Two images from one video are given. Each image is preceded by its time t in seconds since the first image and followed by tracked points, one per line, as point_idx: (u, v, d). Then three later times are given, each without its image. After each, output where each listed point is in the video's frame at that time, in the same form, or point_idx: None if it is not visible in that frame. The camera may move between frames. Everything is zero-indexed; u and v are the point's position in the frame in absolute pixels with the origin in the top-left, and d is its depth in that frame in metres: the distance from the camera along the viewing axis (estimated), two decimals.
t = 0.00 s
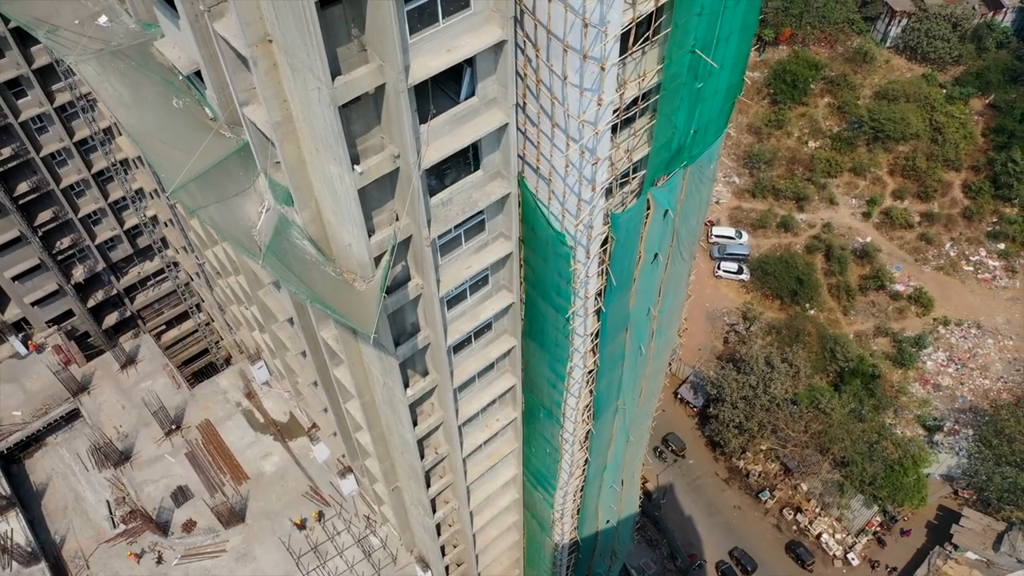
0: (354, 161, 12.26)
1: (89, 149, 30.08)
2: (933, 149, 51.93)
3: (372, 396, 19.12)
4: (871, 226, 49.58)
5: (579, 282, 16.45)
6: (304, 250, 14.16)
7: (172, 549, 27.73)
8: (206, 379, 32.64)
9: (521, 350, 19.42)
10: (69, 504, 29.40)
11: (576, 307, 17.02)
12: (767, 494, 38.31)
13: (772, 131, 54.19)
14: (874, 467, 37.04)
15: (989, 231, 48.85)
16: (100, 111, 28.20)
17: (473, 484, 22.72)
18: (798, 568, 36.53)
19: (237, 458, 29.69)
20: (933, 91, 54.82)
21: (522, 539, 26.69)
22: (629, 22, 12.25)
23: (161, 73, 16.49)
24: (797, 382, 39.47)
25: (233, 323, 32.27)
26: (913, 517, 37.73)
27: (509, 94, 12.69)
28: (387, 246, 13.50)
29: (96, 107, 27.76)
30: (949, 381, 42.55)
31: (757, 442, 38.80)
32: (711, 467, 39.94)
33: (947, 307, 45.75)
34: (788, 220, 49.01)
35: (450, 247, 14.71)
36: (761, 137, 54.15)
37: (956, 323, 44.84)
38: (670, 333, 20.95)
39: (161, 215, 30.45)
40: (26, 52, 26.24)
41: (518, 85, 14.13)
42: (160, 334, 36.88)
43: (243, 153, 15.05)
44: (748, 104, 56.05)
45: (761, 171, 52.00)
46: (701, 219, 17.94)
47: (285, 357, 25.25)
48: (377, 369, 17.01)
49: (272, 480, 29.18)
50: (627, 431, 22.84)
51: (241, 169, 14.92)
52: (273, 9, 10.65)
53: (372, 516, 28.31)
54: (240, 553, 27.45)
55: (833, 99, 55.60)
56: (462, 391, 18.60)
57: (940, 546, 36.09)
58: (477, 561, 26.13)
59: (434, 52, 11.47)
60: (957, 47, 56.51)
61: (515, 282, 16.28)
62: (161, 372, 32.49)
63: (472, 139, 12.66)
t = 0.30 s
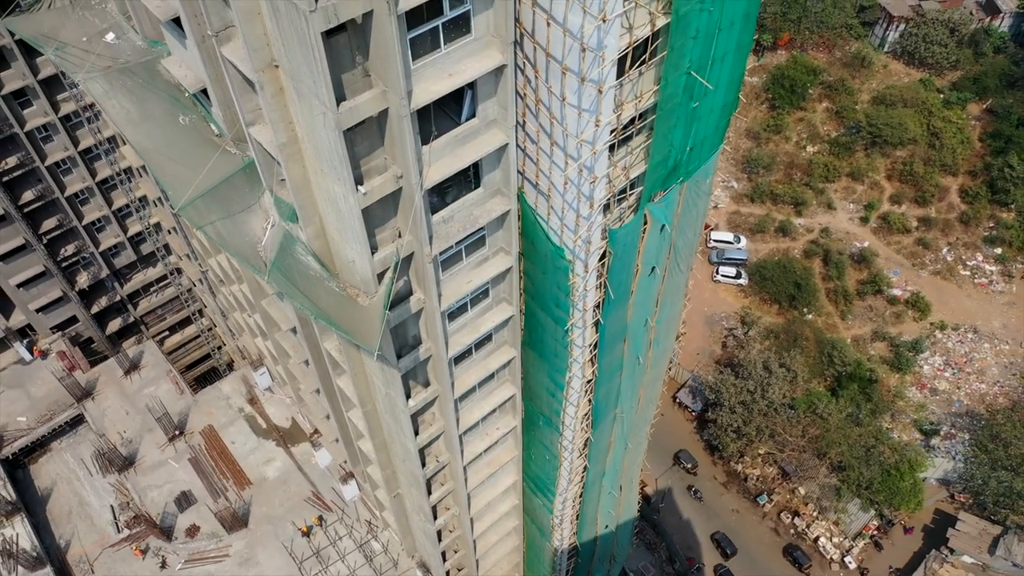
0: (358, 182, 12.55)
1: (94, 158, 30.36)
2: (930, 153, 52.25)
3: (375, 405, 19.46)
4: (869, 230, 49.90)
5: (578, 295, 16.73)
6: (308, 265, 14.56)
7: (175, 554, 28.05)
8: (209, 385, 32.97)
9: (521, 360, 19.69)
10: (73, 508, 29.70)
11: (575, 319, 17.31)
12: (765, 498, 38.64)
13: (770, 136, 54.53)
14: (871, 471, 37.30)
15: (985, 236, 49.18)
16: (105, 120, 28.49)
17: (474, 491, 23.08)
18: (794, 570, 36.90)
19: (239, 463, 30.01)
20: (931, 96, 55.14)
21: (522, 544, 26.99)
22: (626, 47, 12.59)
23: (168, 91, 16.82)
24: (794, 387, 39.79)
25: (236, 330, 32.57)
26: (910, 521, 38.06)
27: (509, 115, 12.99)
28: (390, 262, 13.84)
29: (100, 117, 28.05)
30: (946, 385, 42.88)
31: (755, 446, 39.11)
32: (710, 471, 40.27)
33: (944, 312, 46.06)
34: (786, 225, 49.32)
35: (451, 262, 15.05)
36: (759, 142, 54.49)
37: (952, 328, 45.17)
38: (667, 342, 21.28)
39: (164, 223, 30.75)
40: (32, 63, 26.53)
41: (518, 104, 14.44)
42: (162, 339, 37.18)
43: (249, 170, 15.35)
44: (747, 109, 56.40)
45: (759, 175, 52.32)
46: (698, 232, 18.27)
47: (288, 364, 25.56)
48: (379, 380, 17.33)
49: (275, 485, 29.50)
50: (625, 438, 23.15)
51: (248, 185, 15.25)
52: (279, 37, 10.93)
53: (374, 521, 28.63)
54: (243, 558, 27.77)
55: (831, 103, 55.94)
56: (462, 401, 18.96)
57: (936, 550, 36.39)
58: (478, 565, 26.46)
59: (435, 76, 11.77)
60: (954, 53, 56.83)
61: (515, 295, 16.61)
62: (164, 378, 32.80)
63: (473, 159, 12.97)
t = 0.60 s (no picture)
0: (362, 202, 12.87)
1: (98, 166, 30.64)
2: (928, 158, 52.56)
3: (377, 414, 19.78)
4: (867, 235, 50.19)
5: (577, 307, 17.02)
6: (313, 280, 14.90)
7: (179, 559, 28.36)
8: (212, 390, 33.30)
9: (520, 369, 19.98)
10: (78, 513, 30.02)
11: (574, 330, 17.61)
12: (763, 502, 39.01)
13: (769, 141, 54.81)
14: (868, 475, 37.45)
15: (983, 241, 49.45)
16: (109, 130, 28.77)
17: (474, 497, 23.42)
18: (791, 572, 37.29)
19: (242, 468, 30.32)
20: (928, 101, 55.45)
21: (522, 548, 27.32)
22: (623, 69, 12.90)
23: (174, 106, 17.13)
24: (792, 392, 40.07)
25: (238, 336, 32.85)
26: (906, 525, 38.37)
27: (509, 135, 13.32)
28: (392, 277, 14.14)
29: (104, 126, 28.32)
30: (943, 390, 43.20)
31: (753, 450, 39.44)
32: (708, 475, 40.59)
33: (941, 316, 46.36)
34: (784, 230, 49.62)
35: (452, 276, 15.37)
36: (758, 146, 54.80)
37: (950, 332, 45.45)
38: (665, 351, 21.61)
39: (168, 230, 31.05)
40: (37, 74, 26.83)
41: (518, 121, 14.75)
42: (165, 344, 37.45)
43: (255, 187, 15.67)
44: (746, 114, 56.73)
45: (758, 180, 52.59)
46: (695, 244, 18.58)
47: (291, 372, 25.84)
48: (382, 391, 17.66)
49: (277, 490, 29.81)
50: (623, 445, 23.46)
51: (253, 202, 15.58)
52: (286, 62, 11.23)
53: (375, 526, 28.91)
54: (246, 563, 28.08)
55: (830, 108, 56.25)
56: (464, 410, 19.29)
57: (932, 553, 36.79)
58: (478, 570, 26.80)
59: (438, 100, 12.07)
60: (952, 58, 57.10)
61: (515, 307, 16.93)
62: (167, 384, 33.13)
63: (474, 178, 13.29)
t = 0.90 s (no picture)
0: (367, 221, 13.23)
1: (103, 174, 31.02)
2: (925, 163, 52.88)
3: (380, 424, 20.15)
4: (864, 240, 50.55)
5: (576, 320, 17.37)
6: (318, 295, 15.29)
7: (183, 563, 28.72)
8: (216, 396, 33.68)
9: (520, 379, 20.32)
10: (83, 518, 30.37)
11: (573, 342, 17.96)
12: (760, 506, 39.38)
13: (767, 146, 55.15)
14: (864, 480, 37.74)
15: (980, 246, 49.79)
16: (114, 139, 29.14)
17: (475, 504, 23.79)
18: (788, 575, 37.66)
19: (245, 473, 30.69)
20: (926, 106, 55.77)
21: (522, 553, 27.68)
22: (620, 93, 13.25)
23: (182, 123, 17.50)
24: (790, 396, 40.40)
25: (241, 342, 33.20)
26: (903, 528, 38.72)
27: (509, 155, 13.67)
28: (395, 293, 14.49)
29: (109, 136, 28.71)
30: (939, 394, 43.55)
31: (751, 454, 39.80)
32: (707, 478, 40.97)
33: (938, 321, 46.72)
34: (783, 235, 49.97)
35: (454, 291, 15.74)
36: (757, 151, 55.14)
37: (946, 337, 45.82)
38: (663, 361, 21.96)
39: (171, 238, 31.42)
40: (44, 85, 27.20)
41: (518, 139, 15.09)
42: (168, 349, 37.77)
43: (261, 204, 16.05)
44: (745, 119, 57.08)
45: (757, 185, 52.93)
46: (692, 257, 18.93)
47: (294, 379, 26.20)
48: (385, 402, 18.03)
49: (280, 496, 30.17)
50: (622, 452, 23.82)
51: (260, 218, 15.92)
52: (293, 88, 11.58)
53: (377, 531, 29.28)
54: (249, 567, 28.42)
55: (828, 113, 56.62)
56: (465, 420, 19.65)
57: (929, 557, 37.08)
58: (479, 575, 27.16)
59: (440, 123, 12.43)
60: (949, 63, 57.43)
61: (515, 320, 17.28)
62: (171, 390, 33.53)
63: (475, 198, 13.65)
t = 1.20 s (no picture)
0: (371, 238, 13.59)
1: (107, 182, 31.34)
2: (923, 168, 53.20)
3: (382, 432, 20.49)
4: (862, 244, 50.90)
5: (575, 331, 17.71)
6: (323, 308, 15.66)
7: (187, 567, 29.07)
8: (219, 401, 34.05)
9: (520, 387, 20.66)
10: (88, 522, 30.72)
11: (572, 352, 18.30)
12: (758, 509, 39.69)
13: (766, 151, 55.46)
14: (861, 484, 38.14)
15: (977, 250, 50.14)
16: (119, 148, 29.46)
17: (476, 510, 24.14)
18: None
19: (249, 478, 31.06)
20: (924, 111, 56.08)
21: (522, 557, 27.99)
22: (618, 113, 13.60)
23: (189, 138, 17.85)
24: (787, 401, 40.76)
25: (244, 348, 33.53)
26: (900, 532, 39.06)
27: (510, 174, 14.03)
28: (398, 308, 14.86)
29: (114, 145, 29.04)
30: (936, 398, 43.90)
31: (749, 458, 40.12)
32: (705, 482, 41.32)
33: (935, 325, 47.06)
34: (781, 239, 50.32)
35: (456, 304, 16.10)
36: (755, 156, 55.45)
37: (943, 341, 46.17)
38: (661, 370, 22.31)
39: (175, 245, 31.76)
40: (50, 95, 27.53)
41: (518, 157, 15.44)
42: (171, 355, 37.86)
43: (267, 219, 16.48)
44: (743, 124, 57.42)
45: (755, 190, 53.27)
46: (689, 268, 19.28)
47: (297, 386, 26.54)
48: (388, 411, 18.39)
49: (283, 500, 30.53)
50: (621, 458, 24.17)
51: (266, 232, 16.36)
52: (300, 111, 11.94)
53: (379, 535, 29.62)
54: (253, 571, 28.77)
55: (826, 118, 56.99)
56: (466, 429, 20.00)
57: (924, 560, 37.43)
58: None
59: (443, 144, 12.78)
60: (947, 68, 57.74)
61: (516, 332, 17.62)
62: (175, 396, 33.93)
63: (477, 215, 14.02)
